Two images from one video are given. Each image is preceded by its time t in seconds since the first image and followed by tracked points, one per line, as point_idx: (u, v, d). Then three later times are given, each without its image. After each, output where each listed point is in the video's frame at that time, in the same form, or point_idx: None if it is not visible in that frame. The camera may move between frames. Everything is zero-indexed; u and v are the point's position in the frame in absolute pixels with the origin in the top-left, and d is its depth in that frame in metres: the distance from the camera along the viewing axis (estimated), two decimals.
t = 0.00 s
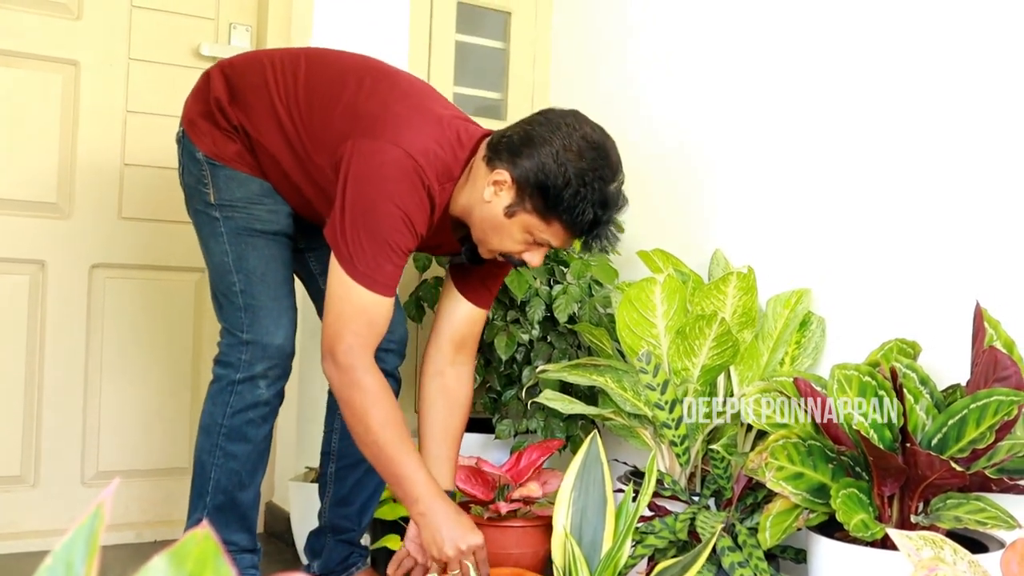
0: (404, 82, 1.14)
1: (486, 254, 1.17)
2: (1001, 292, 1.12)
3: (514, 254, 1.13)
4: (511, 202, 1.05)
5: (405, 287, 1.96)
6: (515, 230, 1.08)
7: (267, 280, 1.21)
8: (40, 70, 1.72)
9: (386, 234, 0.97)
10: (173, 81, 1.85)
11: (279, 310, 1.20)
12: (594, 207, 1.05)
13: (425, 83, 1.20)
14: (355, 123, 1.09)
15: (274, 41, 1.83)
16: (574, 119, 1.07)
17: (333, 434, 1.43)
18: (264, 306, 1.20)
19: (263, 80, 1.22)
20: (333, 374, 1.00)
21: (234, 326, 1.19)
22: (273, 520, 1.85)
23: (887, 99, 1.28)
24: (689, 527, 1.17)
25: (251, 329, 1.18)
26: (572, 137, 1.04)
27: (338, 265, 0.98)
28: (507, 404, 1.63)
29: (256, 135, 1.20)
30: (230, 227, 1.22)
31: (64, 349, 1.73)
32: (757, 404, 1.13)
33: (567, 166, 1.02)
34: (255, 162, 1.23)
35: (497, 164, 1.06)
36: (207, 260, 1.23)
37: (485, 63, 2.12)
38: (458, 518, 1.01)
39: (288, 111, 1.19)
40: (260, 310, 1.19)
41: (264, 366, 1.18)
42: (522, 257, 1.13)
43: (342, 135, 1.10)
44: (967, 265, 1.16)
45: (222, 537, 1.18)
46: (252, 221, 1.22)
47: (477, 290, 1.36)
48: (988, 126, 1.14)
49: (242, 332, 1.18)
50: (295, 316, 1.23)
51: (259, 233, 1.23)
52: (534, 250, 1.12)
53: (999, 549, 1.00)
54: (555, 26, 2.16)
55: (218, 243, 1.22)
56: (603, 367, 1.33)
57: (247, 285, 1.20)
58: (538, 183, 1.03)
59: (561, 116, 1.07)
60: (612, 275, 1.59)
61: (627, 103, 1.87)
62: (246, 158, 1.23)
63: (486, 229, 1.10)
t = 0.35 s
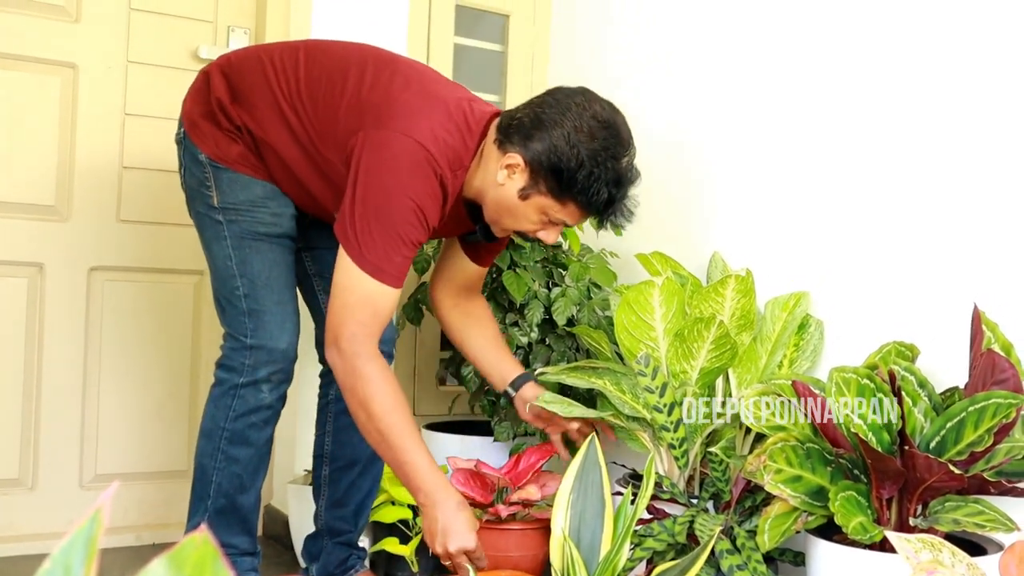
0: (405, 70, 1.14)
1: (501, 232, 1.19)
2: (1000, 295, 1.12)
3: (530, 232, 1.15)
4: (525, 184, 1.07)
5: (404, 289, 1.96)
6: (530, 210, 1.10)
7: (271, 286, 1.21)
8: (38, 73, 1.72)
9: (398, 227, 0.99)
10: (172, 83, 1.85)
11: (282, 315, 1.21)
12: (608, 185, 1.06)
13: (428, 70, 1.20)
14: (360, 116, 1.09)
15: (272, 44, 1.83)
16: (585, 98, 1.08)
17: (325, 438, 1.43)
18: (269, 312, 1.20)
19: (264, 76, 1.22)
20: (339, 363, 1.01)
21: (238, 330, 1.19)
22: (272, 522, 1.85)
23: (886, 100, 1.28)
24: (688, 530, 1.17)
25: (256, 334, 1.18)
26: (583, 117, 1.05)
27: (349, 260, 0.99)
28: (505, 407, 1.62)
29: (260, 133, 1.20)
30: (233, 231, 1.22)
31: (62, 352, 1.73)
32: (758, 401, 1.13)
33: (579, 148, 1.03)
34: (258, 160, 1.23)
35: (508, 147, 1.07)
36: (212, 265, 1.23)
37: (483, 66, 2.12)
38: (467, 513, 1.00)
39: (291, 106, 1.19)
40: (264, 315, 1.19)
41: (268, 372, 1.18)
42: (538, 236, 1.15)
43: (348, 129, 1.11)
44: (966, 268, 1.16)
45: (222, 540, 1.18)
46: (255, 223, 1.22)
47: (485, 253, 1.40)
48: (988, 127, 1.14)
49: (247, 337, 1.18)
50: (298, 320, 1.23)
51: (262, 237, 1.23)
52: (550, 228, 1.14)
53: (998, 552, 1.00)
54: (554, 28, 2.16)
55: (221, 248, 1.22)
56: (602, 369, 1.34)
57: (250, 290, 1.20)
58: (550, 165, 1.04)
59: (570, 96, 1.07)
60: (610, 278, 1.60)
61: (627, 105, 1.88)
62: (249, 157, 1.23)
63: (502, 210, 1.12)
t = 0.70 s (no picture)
0: (410, 77, 1.15)
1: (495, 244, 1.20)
2: (1001, 296, 1.12)
3: (521, 248, 1.16)
4: (526, 203, 1.09)
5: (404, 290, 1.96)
6: (526, 228, 1.12)
7: (270, 289, 1.21)
8: (39, 73, 1.72)
9: (410, 230, 0.99)
10: (172, 84, 1.85)
11: (282, 318, 1.21)
12: (608, 213, 1.09)
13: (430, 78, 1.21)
14: (368, 122, 1.10)
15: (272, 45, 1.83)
16: (594, 127, 1.10)
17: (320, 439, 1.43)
18: (268, 314, 1.20)
19: (264, 80, 1.22)
20: (342, 364, 1.01)
21: (237, 332, 1.19)
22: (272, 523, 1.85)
23: (886, 102, 1.28)
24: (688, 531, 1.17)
25: (256, 336, 1.18)
26: (591, 145, 1.07)
27: (359, 260, 0.98)
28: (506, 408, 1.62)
29: (260, 137, 1.20)
30: (232, 234, 1.21)
31: (62, 353, 1.73)
32: (758, 400, 1.11)
33: (586, 175, 1.06)
34: (255, 164, 1.23)
35: (513, 166, 1.08)
36: (208, 267, 1.22)
37: (484, 66, 2.12)
38: (482, 500, 1.00)
39: (293, 111, 1.19)
40: (264, 317, 1.19)
41: (269, 374, 1.19)
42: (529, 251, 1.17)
43: (355, 136, 1.11)
44: (966, 268, 1.16)
45: (223, 541, 1.18)
46: (254, 226, 1.22)
47: (497, 259, 1.38)
48: (988, 130, 1.14)
49: (247, 340, 1.18)
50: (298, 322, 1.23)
51: (261, 239, 1.23)
52: (542, 246, 1.15)
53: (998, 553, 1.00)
54: (554, 29, 2.16)
55: (219, 251, 1.21)
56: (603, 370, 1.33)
57: (250, 292, 1.19)
58: (556, 189, 1.06)
59: (580, 124, 1.10)
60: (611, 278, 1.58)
61: (627, 106, 1.88)
62: (247, 161, 1.22)
63: (498, 225, 1.13)
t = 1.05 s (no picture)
0: (412, 86, 1.22)
1: (488, 243, 1.26)
2: (1003, 297, 1.12)
3: (515, 245, 1.21)
4: (528, 202, 1.14)
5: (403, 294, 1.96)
6: (526, 227, 1.17)
7: (274, 292, 1.21)
8: (40, 73, 1.72)
9: (451, 225, 1.07)
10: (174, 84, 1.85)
11: (286, 321, 1.21)
12: (605, 215, 1.15)
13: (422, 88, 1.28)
14: (382, 129, 1.15)
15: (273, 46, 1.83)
16: (593, 132, 1.16)
17: (318, 441, 1.43)
18: (272, 317, 1.19)
19: (261, 88, 1.25)
20: (419, 367, 1.10)
21: (241, 335, 1.19)
22: (273, 524, 1.85)
23: (885, 102, 1.28)
24: (688, 533, 1.17)
25: (261, 339, 1.18)
26: (593, 149, 1.14)
27: (410, 257, 1.05)
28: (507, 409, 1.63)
29: (259, 143, 1.23)
30: (232, 237, 1.21)
31: (62, 354, 1.73)
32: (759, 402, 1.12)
33: (588, 177, 1.11)
34: (250, 170, 1.25)
35: (516, 166, 1.13)
36: (208, 271, 1.22)
37: (485, 67, 2.12)
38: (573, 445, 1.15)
39: (295, 117, 1.23)
40: (267, 320, 1.19)
41: (274, 377, 1.18)
42: (522, 249, 1.22)
43: (368, 142, 1.16)
44: (968, 269, 1.16)
45: (226, 543, 1.19)
46: (254, 229, 1.22)
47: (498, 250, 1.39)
48: (989, 121, 1.14)
49: (252, 343, 1.18)
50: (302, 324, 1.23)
51: (261, 242, 1.23)
52: (536, 243, 1.20)
53: (999, 555, 1.00)
54: (555, 30, 2.16)
55: (220, 255, 1.21)
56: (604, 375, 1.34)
57: (252, 295, 1.19)
58: (559, 189, 1.11)
59: (580, 128, 1.16)
60: (613, 279, 1.58)
61: (629, 106, 1.88)
62: (243, 166, 1.24)
63: (497, 222, 1.18)
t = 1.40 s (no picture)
0: (415, 90, 1.26)
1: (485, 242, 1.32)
2: (1003, 301, 1.12)
3: (514, 244, 1.29)
4: (529, 198, 1.22)
5: (401, 296, 1.95)
6: (526, 224, 1.25)
7: (281, 295, 1.21)
8: (41, 75, 1.72)
9: (483, 220, 1.13)
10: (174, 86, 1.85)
11: (295, 324, 1.21)
12: (601, 211, 1.25)
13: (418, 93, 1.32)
14: (394, 132, 1.18)
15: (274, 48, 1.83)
16: (589, 132, 1.26)
17: (315, 442, 1.43)
18: (280, 321, 1.19)
19: (262, 93, 1.26)
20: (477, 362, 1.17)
21: (249, 338, 1.19)
22: (272, 526, 1.84)
23: (883, 102, 1.29)
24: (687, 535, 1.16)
25: (271, 343, 1.18)
26: (591, 146, 1.23)
27: (452, 252, 1.11)
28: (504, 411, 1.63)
29: (264, 146, 1.24)
30: (239, 241, 1.21)
31: (62, 356, 1.73)
32: (757, 403, 1.11)
33: (587, 173, 1.21)
34: (253, 174, 1.26)
35: (518, 165, 1.22)
36: (213, 276, 1.21)
37: (485, 70, 2.12)
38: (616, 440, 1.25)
39: (300, 120, 1.25)
40: (277, 324, 1.19)
41: (284, 381, 1.19)
42: (520, 248, 1.30)
43: (381, 144, 1.19)
44: (967, 272, 1.16)
45: (229, 546, 1.19)
46: (261, 233, 1.22)
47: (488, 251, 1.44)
48: (989, 123, 1.14)
49: (262, 346, 1.18)
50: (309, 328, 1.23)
51: (267, 246, 1.23)
52: (534, 241, 1.29)
53: (998, 559, 1.00)
54: (554, 32, 2.16)
55: (227, 259, 1.21)
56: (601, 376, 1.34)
57: (260, 299, 1.19)
58: (560, 184, 1.20)
59: (577, 129, 1.25)
60: (611, 281, 1.57)
61: (628, 108, 1.88)
62: (246, 171, 1.25)
63: (498, 221, 1.25)
